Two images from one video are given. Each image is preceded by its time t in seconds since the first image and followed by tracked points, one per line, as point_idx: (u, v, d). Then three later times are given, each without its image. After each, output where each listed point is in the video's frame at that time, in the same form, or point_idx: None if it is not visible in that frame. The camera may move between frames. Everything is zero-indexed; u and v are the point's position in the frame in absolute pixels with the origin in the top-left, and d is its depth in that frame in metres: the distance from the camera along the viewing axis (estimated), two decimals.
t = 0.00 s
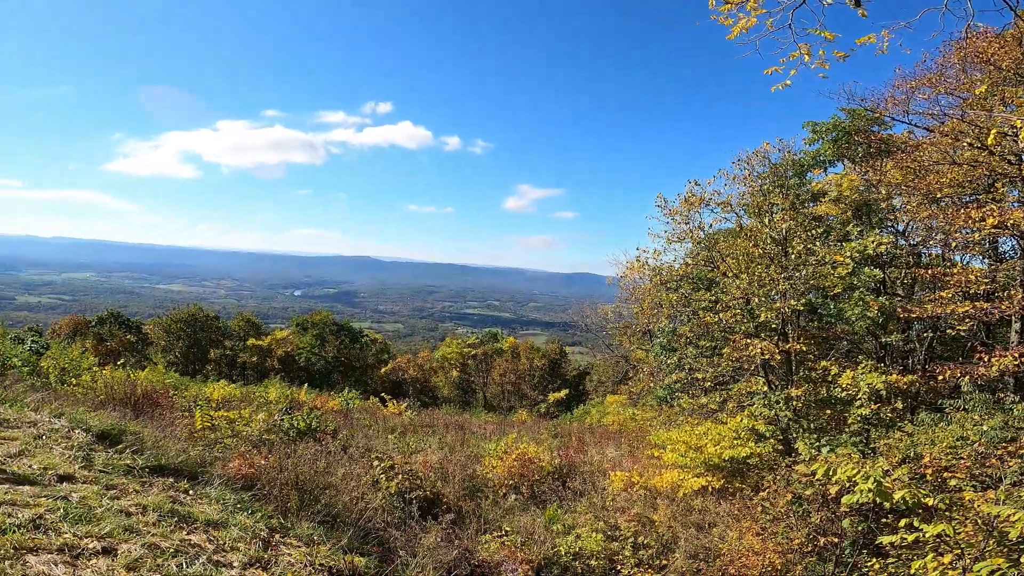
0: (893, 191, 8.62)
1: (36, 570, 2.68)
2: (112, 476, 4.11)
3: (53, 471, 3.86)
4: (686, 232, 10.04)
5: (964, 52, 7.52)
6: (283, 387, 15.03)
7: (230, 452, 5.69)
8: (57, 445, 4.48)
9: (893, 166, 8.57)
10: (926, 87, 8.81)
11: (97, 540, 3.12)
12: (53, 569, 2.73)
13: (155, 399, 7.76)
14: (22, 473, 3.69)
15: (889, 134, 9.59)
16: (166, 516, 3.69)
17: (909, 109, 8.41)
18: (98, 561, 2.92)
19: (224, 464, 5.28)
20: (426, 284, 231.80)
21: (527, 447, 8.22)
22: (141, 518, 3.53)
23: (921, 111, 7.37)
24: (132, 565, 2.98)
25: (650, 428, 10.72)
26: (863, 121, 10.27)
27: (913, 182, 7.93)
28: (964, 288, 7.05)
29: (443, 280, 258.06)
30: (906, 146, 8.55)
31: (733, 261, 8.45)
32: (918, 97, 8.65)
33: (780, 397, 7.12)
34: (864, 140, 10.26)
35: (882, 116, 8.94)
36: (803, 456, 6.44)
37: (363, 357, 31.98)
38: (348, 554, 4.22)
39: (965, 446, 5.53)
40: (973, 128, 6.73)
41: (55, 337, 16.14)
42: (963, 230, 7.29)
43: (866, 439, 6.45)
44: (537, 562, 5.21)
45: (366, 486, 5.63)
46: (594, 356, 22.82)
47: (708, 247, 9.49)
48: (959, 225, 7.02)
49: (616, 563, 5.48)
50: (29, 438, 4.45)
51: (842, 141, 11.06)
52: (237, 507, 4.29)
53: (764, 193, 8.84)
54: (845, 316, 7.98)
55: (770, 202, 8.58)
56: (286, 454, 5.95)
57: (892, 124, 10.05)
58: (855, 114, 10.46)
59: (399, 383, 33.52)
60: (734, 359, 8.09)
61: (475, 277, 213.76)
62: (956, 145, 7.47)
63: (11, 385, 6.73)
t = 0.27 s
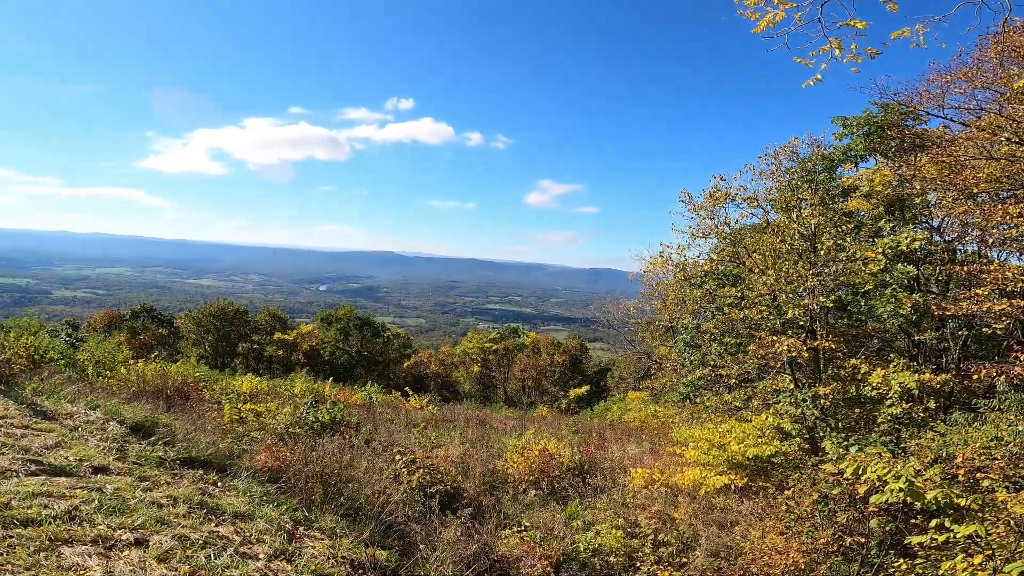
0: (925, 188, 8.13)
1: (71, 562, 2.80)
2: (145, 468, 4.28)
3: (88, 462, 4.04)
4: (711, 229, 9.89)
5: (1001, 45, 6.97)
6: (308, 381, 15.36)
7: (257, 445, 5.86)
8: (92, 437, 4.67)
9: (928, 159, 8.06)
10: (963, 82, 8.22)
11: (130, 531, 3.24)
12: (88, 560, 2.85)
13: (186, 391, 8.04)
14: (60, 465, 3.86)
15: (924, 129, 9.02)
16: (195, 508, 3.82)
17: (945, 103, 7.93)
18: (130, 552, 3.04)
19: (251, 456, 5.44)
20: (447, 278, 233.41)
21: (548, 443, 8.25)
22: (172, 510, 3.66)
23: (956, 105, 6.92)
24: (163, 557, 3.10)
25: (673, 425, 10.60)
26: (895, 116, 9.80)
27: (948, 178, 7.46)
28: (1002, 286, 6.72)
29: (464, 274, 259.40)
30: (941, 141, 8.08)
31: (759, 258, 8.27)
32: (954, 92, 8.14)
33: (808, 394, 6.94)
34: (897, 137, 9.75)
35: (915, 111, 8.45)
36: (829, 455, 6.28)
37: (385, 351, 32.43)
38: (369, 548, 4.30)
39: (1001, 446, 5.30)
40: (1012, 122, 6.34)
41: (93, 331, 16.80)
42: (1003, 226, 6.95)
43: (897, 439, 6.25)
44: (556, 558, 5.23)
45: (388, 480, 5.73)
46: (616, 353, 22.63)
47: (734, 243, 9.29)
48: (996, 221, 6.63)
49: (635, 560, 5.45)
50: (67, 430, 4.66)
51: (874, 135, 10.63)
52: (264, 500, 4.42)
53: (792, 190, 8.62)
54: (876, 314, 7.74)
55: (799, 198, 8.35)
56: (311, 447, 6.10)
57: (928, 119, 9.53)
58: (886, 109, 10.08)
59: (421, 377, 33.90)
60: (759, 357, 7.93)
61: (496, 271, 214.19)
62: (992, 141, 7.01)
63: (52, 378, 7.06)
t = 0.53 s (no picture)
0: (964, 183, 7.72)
1: (111, 557, 2.91)
2: (181, 463, 4.45)
3: (128, 457, 4.22)
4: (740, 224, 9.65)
5: None
6: (336, 378, 15.70)
7: (287, 441, 6.02)
8: (131, 432, 4.88)
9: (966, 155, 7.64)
10: (1002, 75, 7.66)
11: (168, 526, 3.37)
12: (129, 554, 2.97)
13: (219, 387, 8.31)
14: (101, 459, 4.04)
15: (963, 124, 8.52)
16: (229, 503, 3.95)
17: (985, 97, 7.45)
18: (168, 547, 3.14)
19: (282, 452, 5.60)
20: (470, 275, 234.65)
21: (571, 440, 8.24)
22: (207, 504, 3.80)
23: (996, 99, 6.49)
24: (199, 551, 3.21)
25: (699, 424, 10.43)
26: (932, 110, 9.37)
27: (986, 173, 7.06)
28: None
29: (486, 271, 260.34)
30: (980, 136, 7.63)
31: (790, 255, 8.05)
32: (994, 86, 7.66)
33: (840, 393, 6.67)
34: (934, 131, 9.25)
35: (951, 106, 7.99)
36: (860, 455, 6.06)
37: (410, 348, 32.83)
38: (395, 544, 4.38)
39: None
40: None
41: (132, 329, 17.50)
42: None
43: (933, 439, 6.01)
44: (579, 556, 5.22)
45: (413, 477, 5.82)
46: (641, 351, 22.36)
47: (763, 240, 9.06)
48: None
49: (659, 559, 5.41)
50: (107, 425, 4.88)
51: (910, 130, 10.19)
52: (294, 495, 4.55)
53: (824, 185, 8.37)
54: (913, 312, 7.44)
55: (830, 194, 8.10)
56: (339, 443, 6.24)
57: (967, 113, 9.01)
58: (922, 103, 9.67)
59: (445, 374, 34.21)
60: (789, 356, 7.73)
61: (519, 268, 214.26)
62: None
63: (94, 374, 7.39)
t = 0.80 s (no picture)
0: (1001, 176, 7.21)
1: (151, 552, 3.01)
2: (216, 460, 4.61)
3: (165, 455, 4.39)
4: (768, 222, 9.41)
5: None
6: (363, 376, 16.01)
7: (316, 438, 6.18)
8: (169, 429, 5.08)
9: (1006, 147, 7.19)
10: None
11: (204, 522, 3.49)
12: (167, 550, 3.06)
13: (251, 385, 8.58)
14: (139, 457, 4.21)
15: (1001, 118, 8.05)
16: (261, 500, 4.08)
17: None
18: (204, 543, 3.26)
19: (311, 450, 5.75)
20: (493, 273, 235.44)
21: (595, 439, 8.21)
22: (240, 501, 3.93)
23: None
24: (233, 547, 3.32)
25: (726, 424, 10.24)
26: (970, 104, 8.97)
27: None
28: None
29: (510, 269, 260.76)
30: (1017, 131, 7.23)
31: (822, 252, 7.81)
32: None
33: (875, 393, 6.41)
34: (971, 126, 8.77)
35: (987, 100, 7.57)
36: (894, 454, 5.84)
37: (434, 347, 33.20)
38: (421, 541, 4.45)
39: None
40: None
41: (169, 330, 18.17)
42: None
43: (974, 440, 5.75)
44: (603, 555, 5.20)
45: (438, 475, 5.90)
46: (666, 350, 22.06)
47: (792, 237, 8.82)
48: None
49: (684, 559, 5.34)
50: (145, 423, 5.09)
51: (946, 125, 9.71)
52: (322, 491, 4.67)
53: (856, 181, 8.10)
54: (953, 311, 7.13)
55: (864, 189, 7.83)
56: (365, 441, 6.36)
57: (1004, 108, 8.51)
58: (959, 98, 9.28)
59: (469, 373, 34.45)
60: (821, 356, 7.51)
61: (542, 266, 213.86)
62: None
63: (134, 373, 7.72)
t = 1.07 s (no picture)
0: None
1: (185, 549, 3.10)
2: (246, 458, 4.76)
3: (198, 453, 4.55)
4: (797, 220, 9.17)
5: None
6: (387, 375, 16.27)
7: (342, 437, 6.30)
8: (202, 428, 5.25)
9: None
10: None
11: (235, 520, 3.61)
12: (200, 547, 3.16)
13: (279, 384, 8.80)
14: (175, 455, 4.37)
15: None
16: (289, 498, 4.19)
17: None
18: (235, 541, 3.36)
19: (337, 448, 5.87)
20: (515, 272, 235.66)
21: (618, 440, 8.15)
22: (269, 499, 4.04)
23: None
24: (262, 545, 3.41)
25: (753, 424, 10.03)
26: (1005, 99, 8.62)
27: None
28: None
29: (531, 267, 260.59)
30: None
31: (853, 251, 7.57)
32: None
33: (909, 394, 6.17)
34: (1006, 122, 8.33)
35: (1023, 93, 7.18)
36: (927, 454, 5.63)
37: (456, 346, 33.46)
38: (443, 540, 4.50)
39: None
40: None
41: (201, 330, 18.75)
42: None
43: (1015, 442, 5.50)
44: (624, 556, 5.17)
45: (461, 473, 5.96)
46: (690, 350, 21.74)
47: (822, 235, 8.57)
48: None
49: (708, 560, 5.27)
50: (179, 421, 5.28)
51: (982, 122, 9.27)
52: (348, 490, 4.77)
53: (888, 178, 7.85)
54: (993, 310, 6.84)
55: (896, 186, 7.57)
56: (390, 440, 6.47)
57: None
58: (994, 92, 8.92)
59: (491, 372, 34.58)
60: (852, 356, 7.29)
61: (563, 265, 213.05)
62: None
63: (168, 372, 8.00)
